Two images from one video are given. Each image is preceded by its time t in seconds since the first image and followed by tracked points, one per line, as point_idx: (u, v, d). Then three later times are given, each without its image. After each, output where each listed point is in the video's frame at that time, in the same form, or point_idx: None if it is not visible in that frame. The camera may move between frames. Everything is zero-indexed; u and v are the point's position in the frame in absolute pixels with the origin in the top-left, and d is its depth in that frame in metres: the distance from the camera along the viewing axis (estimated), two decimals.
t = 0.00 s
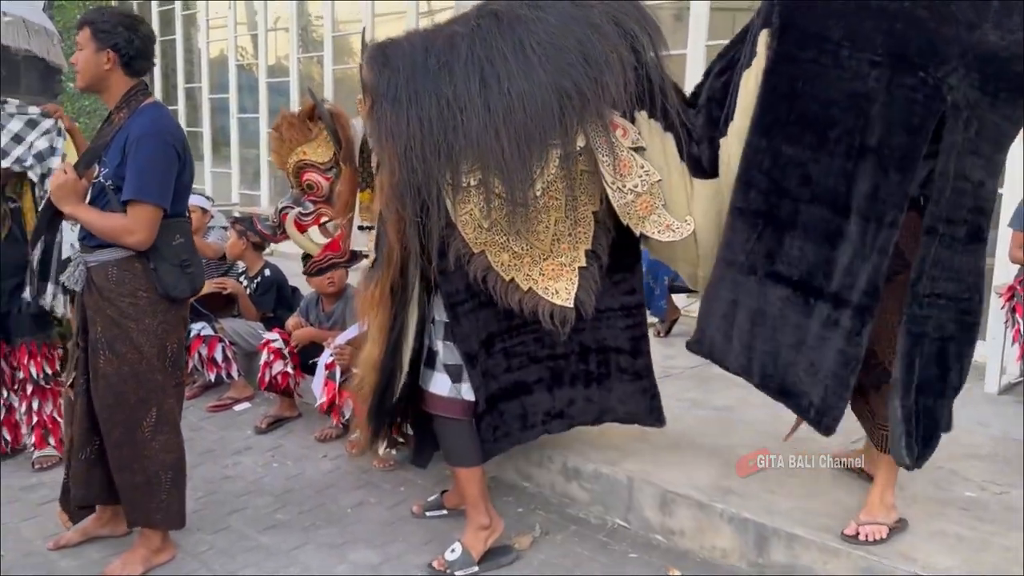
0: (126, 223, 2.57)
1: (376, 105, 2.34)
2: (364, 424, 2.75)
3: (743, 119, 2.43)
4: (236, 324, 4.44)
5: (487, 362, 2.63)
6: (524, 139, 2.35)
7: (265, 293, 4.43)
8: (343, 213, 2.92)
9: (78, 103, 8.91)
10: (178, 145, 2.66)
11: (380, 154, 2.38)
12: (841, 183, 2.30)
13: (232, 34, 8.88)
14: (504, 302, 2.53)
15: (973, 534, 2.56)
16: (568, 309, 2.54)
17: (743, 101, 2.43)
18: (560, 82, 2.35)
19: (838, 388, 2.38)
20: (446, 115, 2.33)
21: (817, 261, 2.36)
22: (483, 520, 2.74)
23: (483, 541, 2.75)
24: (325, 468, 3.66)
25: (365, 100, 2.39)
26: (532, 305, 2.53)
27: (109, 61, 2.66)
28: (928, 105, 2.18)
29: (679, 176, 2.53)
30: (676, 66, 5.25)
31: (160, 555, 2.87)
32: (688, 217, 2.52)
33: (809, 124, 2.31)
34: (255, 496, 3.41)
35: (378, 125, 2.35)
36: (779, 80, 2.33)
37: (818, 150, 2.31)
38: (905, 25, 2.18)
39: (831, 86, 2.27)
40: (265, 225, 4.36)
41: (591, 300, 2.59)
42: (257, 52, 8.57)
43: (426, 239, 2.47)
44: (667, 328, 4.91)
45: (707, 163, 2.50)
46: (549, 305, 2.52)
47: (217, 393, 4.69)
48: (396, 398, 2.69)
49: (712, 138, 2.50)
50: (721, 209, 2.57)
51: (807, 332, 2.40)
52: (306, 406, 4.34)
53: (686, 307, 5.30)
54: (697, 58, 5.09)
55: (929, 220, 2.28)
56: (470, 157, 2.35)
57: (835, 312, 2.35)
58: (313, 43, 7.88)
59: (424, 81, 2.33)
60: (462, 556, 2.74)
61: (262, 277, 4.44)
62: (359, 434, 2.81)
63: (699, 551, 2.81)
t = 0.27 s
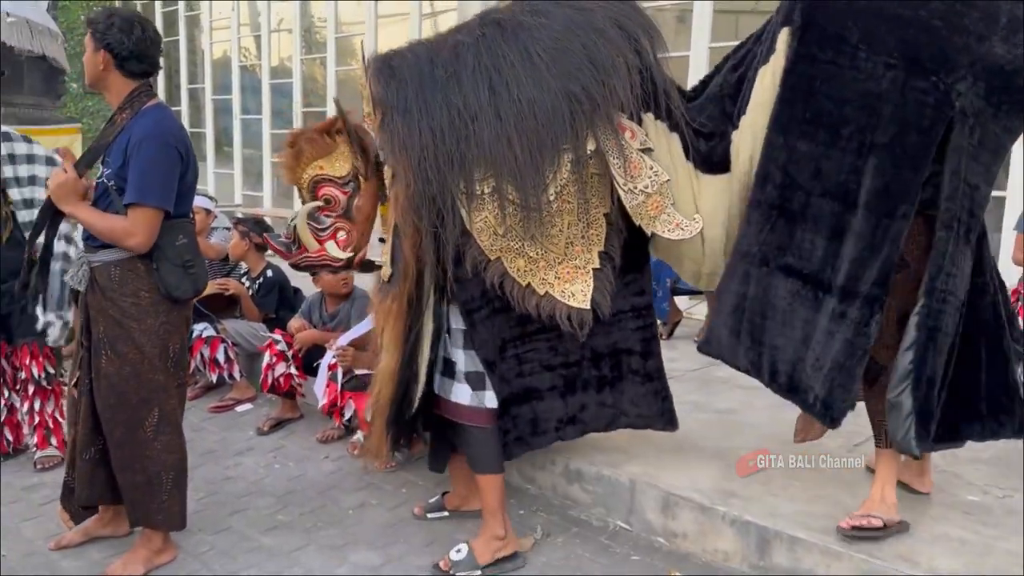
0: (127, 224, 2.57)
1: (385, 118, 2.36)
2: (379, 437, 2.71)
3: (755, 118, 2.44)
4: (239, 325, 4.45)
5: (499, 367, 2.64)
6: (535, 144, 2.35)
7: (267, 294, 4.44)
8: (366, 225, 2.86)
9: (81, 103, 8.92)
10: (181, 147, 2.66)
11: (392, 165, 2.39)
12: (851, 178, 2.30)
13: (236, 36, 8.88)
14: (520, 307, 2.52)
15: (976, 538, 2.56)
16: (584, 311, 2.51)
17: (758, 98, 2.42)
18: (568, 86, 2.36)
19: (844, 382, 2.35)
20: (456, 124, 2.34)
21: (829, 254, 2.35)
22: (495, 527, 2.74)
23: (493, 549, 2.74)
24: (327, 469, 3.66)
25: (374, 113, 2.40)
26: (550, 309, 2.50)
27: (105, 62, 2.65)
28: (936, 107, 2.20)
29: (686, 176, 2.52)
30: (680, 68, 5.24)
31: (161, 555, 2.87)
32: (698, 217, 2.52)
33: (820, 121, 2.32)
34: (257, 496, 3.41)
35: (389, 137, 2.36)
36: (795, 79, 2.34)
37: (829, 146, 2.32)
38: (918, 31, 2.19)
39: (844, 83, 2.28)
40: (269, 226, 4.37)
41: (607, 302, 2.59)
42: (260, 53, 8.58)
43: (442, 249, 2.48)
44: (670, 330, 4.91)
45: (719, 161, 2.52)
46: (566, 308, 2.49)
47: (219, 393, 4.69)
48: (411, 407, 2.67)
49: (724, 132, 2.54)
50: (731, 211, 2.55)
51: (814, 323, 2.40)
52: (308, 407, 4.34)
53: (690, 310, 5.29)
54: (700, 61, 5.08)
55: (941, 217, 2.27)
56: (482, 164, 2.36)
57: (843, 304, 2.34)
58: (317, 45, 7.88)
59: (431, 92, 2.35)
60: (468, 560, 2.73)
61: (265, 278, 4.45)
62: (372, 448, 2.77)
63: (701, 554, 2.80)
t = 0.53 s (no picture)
0: (129, 225, 2.58)
1: (422, 144, 2.25)
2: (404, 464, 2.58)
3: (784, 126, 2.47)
4: (240, 325, 4.48)
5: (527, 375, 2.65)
6: (578, 168, 2.28)
7: (269, 294, 4.41)
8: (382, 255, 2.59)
9: (83, 103, 8.93)
10: (181, 148, 2.66)
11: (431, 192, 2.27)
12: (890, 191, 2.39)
13: (238, 36, 8.89)
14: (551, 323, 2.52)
15: (977, 539, 2.55)
16: (614, 327, 2.52)
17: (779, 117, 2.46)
18: (607, 108, 2.27)
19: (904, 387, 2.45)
20: (496, 149, 2.24)
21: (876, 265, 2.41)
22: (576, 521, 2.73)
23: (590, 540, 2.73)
24: (328, 469, 3.66)
25: (407, 136, 2.27)
26: (580, 325, 2.51)
27: (106, 61, 2.65)
28: (952, 118, 2.33)
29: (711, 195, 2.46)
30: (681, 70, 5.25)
31: (162, 555, 2.87)
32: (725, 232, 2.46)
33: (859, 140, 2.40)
34: (258, 496, 3.41)
35: (429, 162, 2.25)
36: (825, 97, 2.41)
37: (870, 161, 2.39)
38: (939, 46, 2.31)
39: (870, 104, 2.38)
40: (270, 226, 4.37)
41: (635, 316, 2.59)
42: (263, 54, 8.59)
43: (479, 275, 2.39)
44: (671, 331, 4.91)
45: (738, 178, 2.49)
46: (597, 325, 2.50)
47: (220, 393, 4.70)
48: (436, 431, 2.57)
49: (741, 152, 2.52)
50: (754, 225, 2.51)
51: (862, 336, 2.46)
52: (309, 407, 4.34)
53: (690, 311, 5.30)
54: (702, 62, 5.09)
55: (963, 223, 2.41)
56: (523, 189, 2.29)
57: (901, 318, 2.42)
58: (320, 45, 7.90)
59: (468, 114, 2.25)
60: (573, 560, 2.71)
61: (266, 277, 4.43)
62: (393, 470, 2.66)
63: (701, 555, 2.80)
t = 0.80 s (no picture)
0: (130, 225, 2.58)
1: (472, 139, 2.17)
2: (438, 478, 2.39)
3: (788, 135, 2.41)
4: (241, 324, 4.48)
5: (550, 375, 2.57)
6: (628, 165, 2.23)
7: (269, 293, 4.42)
8: (423, 253, 2.43)
9: (84, 103, 8.94)
10: (181, 147, 2.67)
11: (481, 191, 2.17)
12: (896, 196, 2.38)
13: (239, 36, 8.90)
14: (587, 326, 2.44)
15: (977, 539, 2.55)
16: (651, 330, 2.45)
17: (784, 121, 2.40)
18: (661, 106, 2.21)
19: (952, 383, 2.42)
20: (545, 144, 2.18)
21: (905, 267, 2.41)
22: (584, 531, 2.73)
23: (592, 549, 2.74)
24: (328, 468, 3.66)
25: (455, 130, 2.17)
26: (616, 328, 2.44)
27: (107, 60, 2.65)
28: (944, 123, 2.32)
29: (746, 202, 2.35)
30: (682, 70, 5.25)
31: (162, 554, 2.87)
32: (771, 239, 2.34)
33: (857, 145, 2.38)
34: (258, 496, 3.41)
35: (480, 158, 2.17)
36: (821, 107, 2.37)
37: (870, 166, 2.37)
38: (923, 53, 2.28)
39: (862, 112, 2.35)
40: (271, 226, 4.38)
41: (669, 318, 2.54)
42: (264, 53, 8.60)
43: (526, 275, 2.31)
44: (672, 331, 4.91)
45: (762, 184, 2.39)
46: (633, 327, 2.43)
47: (221, 393, 4.70)
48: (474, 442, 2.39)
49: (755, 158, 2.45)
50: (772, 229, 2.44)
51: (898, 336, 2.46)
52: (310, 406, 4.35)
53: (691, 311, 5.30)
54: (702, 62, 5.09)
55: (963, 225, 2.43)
56: (571, 187, 2.22)
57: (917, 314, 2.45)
58: (321, 45, 7.91)
59: (517, 109, 2.18)
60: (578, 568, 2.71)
61: (266, 277, 4.45)
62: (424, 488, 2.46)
63: (701, 555, 2.80)
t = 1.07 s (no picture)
0: (132, 225, 2.58)
1: (518, 103, 2.00)
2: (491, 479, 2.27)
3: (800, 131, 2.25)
4: (241, 322, 4.47)
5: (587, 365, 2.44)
6: (683, 129, 2.06)
7: (269, 292, 4.42)
8: (478, 229, 2.30)
9: (83, 102, 8.93)
10: (182, 146, 2.67)
11: (531, 153, 2.00)
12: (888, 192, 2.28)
13: (239, 35, 8.89)
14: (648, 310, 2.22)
15: (976, 539, 2.55)
16: (723, 314, 2.21)
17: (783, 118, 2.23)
18: (710, 69, 2.06)
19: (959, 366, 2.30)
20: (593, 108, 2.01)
21: (902, 262, 2.32)
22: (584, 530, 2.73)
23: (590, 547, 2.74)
24: (328, 467, 3.66)
25: (499, 96, 1.99)
26: (683, 314, 2.20)
27: (107, 59, 2.65)
28: (925, 119, 2.20)
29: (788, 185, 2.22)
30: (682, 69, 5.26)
31: (161, 553, 2.87)
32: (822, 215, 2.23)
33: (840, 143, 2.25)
34: (258, 495, 3.41)
35: (529, 121, 1.99)
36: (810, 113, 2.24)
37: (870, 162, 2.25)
38: (908, 49, 2.14)
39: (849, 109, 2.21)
40: (271, 224, 4.38)
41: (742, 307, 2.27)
42: (264, 52, 8.59)
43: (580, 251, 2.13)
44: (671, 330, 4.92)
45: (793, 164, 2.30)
46: (702, 312, 2.19)
47: (221, 391, 4.70)
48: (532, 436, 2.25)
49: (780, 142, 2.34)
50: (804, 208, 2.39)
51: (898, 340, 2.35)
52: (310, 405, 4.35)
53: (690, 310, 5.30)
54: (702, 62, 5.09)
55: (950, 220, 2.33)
56: (624, 155, 2.05)
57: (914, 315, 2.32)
58: (321, 44, 7.90)
59: (562, 72, 2.01)
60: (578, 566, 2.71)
61: (266, 276, 4.44)
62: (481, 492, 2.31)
63: (701, 554, 2.81)
